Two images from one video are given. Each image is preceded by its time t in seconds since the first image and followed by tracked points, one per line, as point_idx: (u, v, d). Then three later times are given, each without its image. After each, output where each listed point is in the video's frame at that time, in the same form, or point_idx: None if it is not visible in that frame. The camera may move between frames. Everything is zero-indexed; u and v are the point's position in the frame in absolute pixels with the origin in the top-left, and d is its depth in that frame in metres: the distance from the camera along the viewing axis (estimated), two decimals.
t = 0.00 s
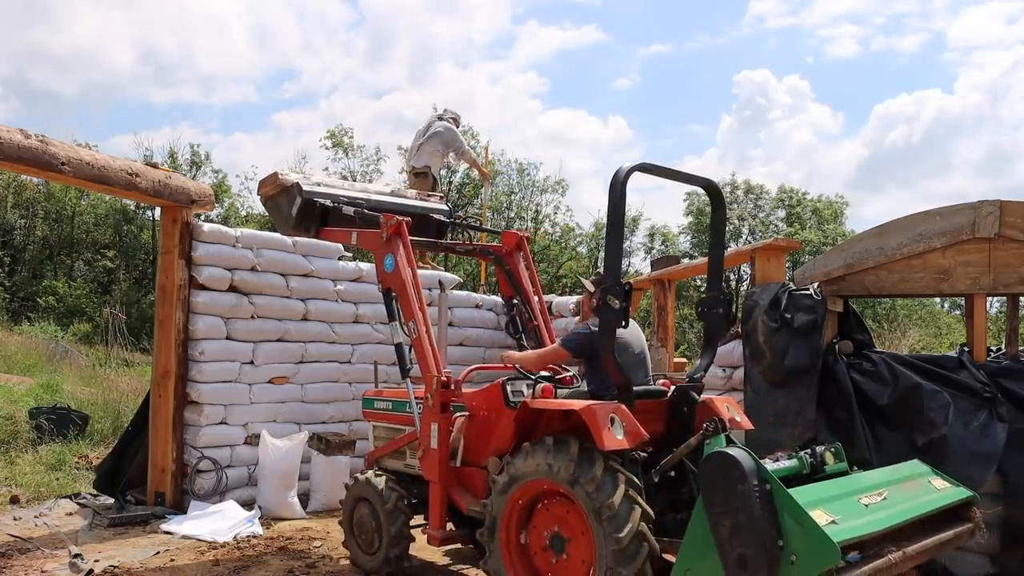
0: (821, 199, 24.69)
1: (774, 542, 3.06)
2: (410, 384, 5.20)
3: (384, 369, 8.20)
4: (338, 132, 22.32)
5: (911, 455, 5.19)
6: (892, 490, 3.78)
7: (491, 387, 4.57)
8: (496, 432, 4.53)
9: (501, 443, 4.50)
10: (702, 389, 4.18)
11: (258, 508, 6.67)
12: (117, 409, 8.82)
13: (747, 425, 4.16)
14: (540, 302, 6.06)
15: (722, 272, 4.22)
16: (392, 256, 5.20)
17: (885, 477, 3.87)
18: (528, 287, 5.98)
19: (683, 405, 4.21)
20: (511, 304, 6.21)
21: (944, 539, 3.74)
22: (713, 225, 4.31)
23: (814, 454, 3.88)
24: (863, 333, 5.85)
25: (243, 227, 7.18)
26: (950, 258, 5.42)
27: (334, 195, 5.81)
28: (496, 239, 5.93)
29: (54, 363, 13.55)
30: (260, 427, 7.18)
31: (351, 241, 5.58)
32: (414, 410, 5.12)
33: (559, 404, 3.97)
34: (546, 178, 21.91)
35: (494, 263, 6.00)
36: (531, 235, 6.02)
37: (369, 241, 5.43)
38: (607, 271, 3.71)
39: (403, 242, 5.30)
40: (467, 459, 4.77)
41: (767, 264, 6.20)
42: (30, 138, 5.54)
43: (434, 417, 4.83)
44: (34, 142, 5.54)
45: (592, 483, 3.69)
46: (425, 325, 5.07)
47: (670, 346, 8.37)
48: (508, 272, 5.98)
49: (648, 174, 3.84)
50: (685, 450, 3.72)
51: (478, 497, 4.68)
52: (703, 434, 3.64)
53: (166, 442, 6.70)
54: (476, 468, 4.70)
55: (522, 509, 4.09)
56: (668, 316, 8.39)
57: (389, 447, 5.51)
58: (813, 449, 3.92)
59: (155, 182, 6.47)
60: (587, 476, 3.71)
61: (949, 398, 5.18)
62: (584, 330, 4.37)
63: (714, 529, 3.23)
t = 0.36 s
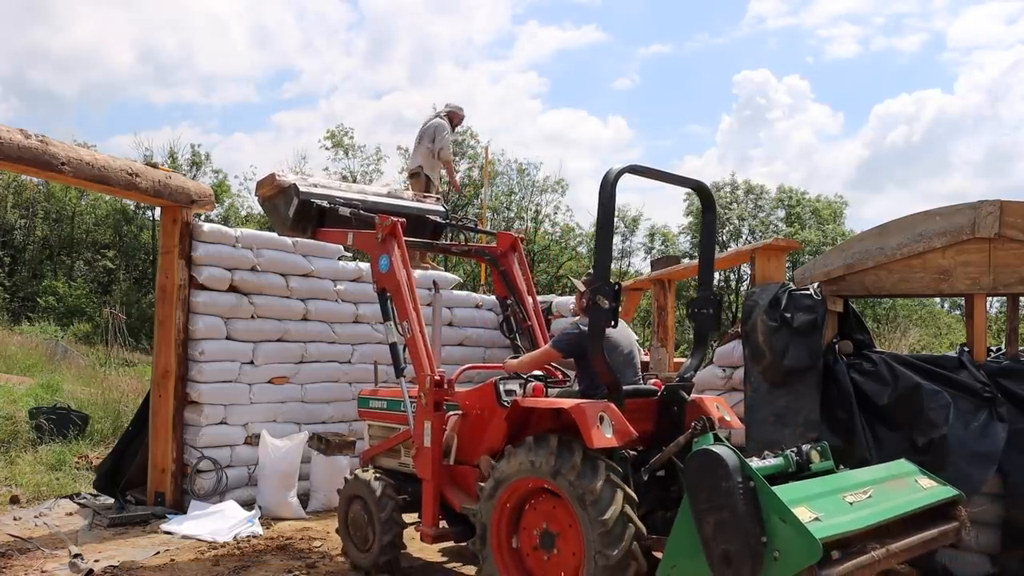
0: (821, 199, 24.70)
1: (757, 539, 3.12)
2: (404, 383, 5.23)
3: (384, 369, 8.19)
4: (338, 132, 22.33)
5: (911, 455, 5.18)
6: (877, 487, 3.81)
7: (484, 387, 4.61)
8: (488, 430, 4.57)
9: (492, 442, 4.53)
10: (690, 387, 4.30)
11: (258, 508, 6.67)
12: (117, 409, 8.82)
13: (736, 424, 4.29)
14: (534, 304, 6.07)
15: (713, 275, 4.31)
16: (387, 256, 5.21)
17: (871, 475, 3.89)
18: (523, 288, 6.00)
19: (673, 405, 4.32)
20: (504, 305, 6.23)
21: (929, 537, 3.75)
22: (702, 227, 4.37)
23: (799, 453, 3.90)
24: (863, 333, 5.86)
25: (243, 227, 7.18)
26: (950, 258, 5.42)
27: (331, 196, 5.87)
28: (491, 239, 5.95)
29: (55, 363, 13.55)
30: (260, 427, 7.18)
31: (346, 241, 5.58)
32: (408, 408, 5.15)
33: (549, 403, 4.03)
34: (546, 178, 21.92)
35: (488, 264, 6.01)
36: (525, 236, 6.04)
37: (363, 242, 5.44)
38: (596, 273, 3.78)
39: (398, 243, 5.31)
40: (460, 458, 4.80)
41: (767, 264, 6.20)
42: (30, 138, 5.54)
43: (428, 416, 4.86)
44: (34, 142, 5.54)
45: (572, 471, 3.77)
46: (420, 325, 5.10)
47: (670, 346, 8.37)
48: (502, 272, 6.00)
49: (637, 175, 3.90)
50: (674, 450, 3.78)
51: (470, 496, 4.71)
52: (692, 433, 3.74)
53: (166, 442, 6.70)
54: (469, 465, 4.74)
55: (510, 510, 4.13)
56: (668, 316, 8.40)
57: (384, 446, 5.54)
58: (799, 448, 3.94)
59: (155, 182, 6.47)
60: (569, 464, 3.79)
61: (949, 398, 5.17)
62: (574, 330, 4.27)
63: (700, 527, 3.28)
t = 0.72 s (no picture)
0: (820, 199, 24.72)
1: (741, 537, 3.13)
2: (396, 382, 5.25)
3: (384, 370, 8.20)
4: (338, 132, 22.35)
5: (912, 455, 5.18)
6: (862, 486, 3.82)
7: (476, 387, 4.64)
8: (481, 430, 4.61)
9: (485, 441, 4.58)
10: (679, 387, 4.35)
11: (258, 508, 6.67)
12: (117, 410, 8.82)
13: (725, 423, 4.40)
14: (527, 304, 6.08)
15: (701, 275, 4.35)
16: (380, 257, 5.22)
17: (856, 474, 3.90)
18: (515, 288, 6.01)
19: (662, 404, 4.35)
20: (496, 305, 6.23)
21: (915, 535, 3.77)
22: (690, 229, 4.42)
23: (786, 451, 3.90)
24: (863, 333, 5.87)
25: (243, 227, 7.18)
26: (950, 258, 5.42)
27: (325, 198, 5.89)
28: (483, 239, 5.98)
29: (54, 363, 13.55)
30: (260, 427, 7.18)
31: (340, 242, 5.59)
32: (401, 407, 5.18)
33: (540, 403, 4.09)
34: (547, 178, 21.93)
35: (481, 265, 6.03)
36: (517, 237, 6.07)
37: (357, 243, 5.46)
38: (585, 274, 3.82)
39: (391, 244, 5.32)
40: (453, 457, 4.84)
41: (767, 263, 6.20)
42: (30, 138, 5.55)
43: (420, 415, 4.89)
44: (34, 142, 5.55)
45: (555, 465, 3.87)
46: (412, 325, 5.10)
47: (669, 346, 8.39)
48: (495, 272, 6.01)
49: (624, 176, 3.99)
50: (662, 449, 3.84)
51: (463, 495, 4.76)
52: (681, 432, 3.75)
53: (166, 442, 6.70)
54: (461, 464, 4.79)
55: (499, 513, 4.20)
56: (668, 316, 8.42)
57: (378, 444, 5.55)
58: (786, 446, 3.94)
59: (155, 182, 6.46)
60: (549, 456, 3.90)
61: (949, 398, 5.17)
62: (561, 331, 4.33)
63: (686, 525, 3.29)
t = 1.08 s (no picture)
0: (820, 199, 24.72)
1: (723, 533, 3.20)
2: (390, 381, 5.29)
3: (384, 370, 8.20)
4: (338, 132, 22.34)
5: (912, 455, 5.17)
6: (846, 484, 3.86)
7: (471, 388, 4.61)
8: (474, 429, 4.62)
9: (478, 440, 4.60)
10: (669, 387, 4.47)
11: (258, 508, 6.67)
12: (117, 409, 8.82)
13: (715, 422, 4.56)
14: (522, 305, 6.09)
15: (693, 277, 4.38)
16: (375, 258, 5.25)
17: (841, 472, 3.94)
18: (510, 289, 6.02)
19: (652, 403, 4.42)
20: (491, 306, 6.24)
21: (899, 534, 3.81)
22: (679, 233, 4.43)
23: (771, 449, 3.91)
24: (863, 333, 5.87)
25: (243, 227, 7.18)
26: (950, 258, 5.42)
27: (322, 199, 5.91)
28: (478, 240, 6.01)
29: (54, 363, 13.54)
30: (260, 427, 7.18)
31: (336, 242, 5.61)
32: (395, 405, 5.20)
33: (532, 400, 4.15)
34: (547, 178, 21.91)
35: (476, 266, 6.05)
36: (513, 239, 6.10)
37: (352, 243, 5.48)
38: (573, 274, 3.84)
39: (386, 245, 5.35)
40: (446, 456, 4.87)
41: (767, 263, 6.22)
42: (30, 138, 5.55)
43: (413, 413, 4.89)
44: (34, 142, 5.55)
45: (534, 457, 3.98)
46: (406, 325, 5.13)
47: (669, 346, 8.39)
48: (490, 273, 6.02)
49: (614, 177, 4.01)
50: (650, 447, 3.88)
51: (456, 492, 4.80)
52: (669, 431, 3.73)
53: (166, 442, 6.70)
54: (454, 463, 4.81)
55: (488, 518, 4.28)
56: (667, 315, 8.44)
57: (372, 443, 5.58)
58: (770, 444, 3.93)
59: (155, 183, 6.46)
60: (529, 449, 4.02)
61: (950, 398, 5.16)
62: (552, 331, 4.33)
63: (669, 521, 3.34)
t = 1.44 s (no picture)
0: (820, 199, 24.75)
1: (709, 531, 3.23)
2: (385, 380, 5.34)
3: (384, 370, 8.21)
4: (338, 132, 22.35)
5: (912, 455, 5.17)
6: (833, 483, 3.86)
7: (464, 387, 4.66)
8: (467, 428, 4.65)
9: (470, 438, 4.63)
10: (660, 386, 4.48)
11: (258, 508, 6.67)
12: (117, 409, 8.82)
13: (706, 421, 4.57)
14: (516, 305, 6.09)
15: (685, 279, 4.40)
16: (370, 259, 5.25)
17: (828, 470, 3.95)
18: (504, 289, 6.01)
19: (643, 403, 4.44)
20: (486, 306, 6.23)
21: (886, 532, 3.80)
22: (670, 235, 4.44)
23: (759, 449, 3.91)
24: (863, 333, 5.88)
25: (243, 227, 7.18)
26: (950, 258, 5.42)
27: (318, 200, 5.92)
28: (473, 241, 6.01)
29: (54, 363, 13.55)
30: (260, 427, 7.18)
31: (331, 243, 5.61)
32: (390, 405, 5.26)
33: (523, 398, 4.17)
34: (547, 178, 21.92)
35: (470, 266, 6.05)
36: (506, 239, 6.10)
37: (347, 244, 5.50)
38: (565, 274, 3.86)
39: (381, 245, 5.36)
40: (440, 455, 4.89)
41: (767, 263, 6.22)
42: (30, 138, 5.55)
43: (407, 412, 4.98)
44: (34, 142, 5.55)
45: (516, 451, 4.09)
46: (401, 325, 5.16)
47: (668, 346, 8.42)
48: (484, 273, 6.02)
49: (604, 179, 4.04)
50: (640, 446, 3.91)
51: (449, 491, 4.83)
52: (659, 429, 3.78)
53: (166, 442, 6.70)
54: (447, 461, 4.84)
55: (479, 524, 4.33)
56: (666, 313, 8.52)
57: (367, 441, 5.62)
58: (758, 444, 3.93)
59: (155, 182, 6.46)
60: (511, 445, 4.13)
61: (950, 398, 5.15)
62: (545, 331, 4.34)
63: (655, 519, 3.37)
